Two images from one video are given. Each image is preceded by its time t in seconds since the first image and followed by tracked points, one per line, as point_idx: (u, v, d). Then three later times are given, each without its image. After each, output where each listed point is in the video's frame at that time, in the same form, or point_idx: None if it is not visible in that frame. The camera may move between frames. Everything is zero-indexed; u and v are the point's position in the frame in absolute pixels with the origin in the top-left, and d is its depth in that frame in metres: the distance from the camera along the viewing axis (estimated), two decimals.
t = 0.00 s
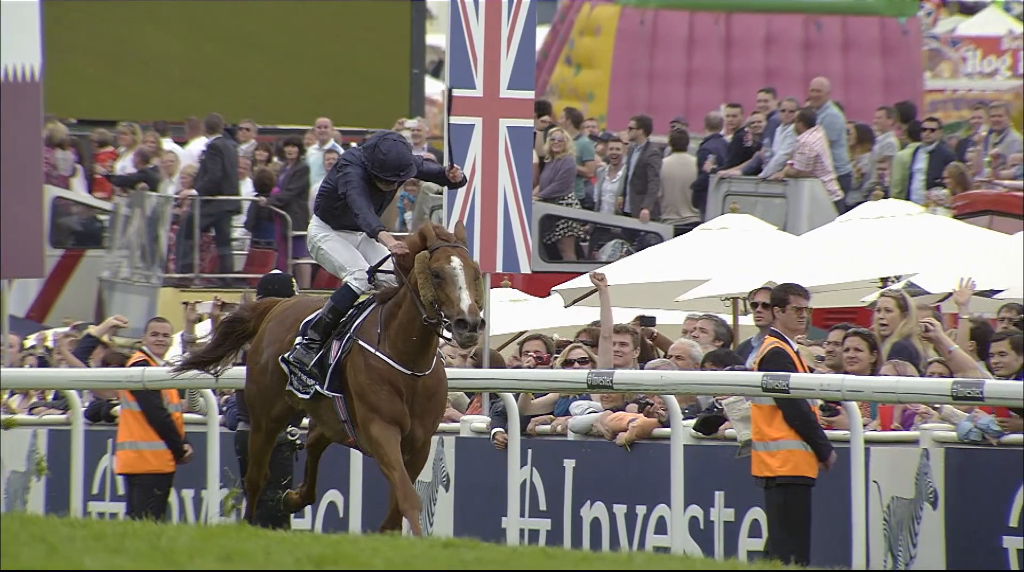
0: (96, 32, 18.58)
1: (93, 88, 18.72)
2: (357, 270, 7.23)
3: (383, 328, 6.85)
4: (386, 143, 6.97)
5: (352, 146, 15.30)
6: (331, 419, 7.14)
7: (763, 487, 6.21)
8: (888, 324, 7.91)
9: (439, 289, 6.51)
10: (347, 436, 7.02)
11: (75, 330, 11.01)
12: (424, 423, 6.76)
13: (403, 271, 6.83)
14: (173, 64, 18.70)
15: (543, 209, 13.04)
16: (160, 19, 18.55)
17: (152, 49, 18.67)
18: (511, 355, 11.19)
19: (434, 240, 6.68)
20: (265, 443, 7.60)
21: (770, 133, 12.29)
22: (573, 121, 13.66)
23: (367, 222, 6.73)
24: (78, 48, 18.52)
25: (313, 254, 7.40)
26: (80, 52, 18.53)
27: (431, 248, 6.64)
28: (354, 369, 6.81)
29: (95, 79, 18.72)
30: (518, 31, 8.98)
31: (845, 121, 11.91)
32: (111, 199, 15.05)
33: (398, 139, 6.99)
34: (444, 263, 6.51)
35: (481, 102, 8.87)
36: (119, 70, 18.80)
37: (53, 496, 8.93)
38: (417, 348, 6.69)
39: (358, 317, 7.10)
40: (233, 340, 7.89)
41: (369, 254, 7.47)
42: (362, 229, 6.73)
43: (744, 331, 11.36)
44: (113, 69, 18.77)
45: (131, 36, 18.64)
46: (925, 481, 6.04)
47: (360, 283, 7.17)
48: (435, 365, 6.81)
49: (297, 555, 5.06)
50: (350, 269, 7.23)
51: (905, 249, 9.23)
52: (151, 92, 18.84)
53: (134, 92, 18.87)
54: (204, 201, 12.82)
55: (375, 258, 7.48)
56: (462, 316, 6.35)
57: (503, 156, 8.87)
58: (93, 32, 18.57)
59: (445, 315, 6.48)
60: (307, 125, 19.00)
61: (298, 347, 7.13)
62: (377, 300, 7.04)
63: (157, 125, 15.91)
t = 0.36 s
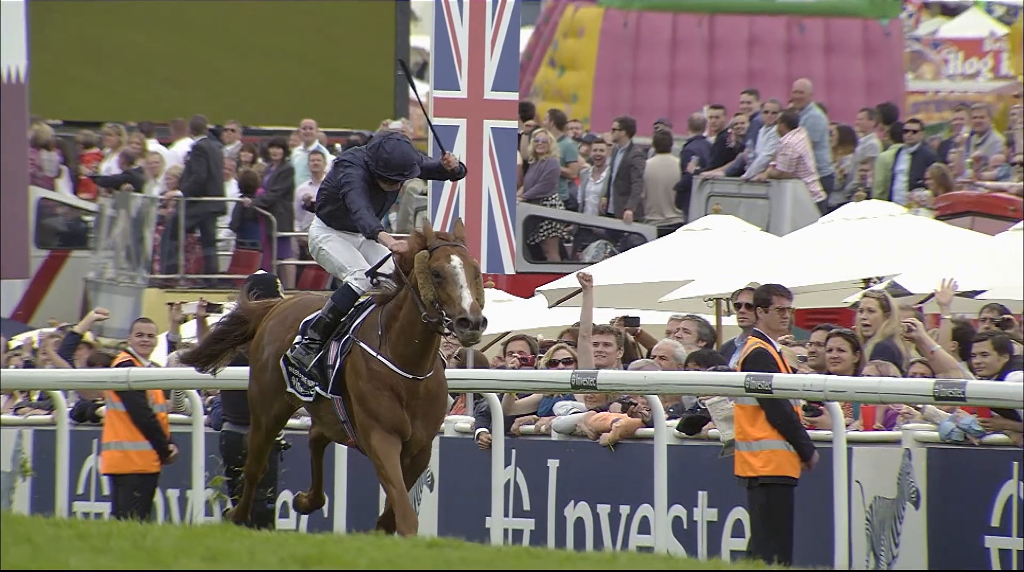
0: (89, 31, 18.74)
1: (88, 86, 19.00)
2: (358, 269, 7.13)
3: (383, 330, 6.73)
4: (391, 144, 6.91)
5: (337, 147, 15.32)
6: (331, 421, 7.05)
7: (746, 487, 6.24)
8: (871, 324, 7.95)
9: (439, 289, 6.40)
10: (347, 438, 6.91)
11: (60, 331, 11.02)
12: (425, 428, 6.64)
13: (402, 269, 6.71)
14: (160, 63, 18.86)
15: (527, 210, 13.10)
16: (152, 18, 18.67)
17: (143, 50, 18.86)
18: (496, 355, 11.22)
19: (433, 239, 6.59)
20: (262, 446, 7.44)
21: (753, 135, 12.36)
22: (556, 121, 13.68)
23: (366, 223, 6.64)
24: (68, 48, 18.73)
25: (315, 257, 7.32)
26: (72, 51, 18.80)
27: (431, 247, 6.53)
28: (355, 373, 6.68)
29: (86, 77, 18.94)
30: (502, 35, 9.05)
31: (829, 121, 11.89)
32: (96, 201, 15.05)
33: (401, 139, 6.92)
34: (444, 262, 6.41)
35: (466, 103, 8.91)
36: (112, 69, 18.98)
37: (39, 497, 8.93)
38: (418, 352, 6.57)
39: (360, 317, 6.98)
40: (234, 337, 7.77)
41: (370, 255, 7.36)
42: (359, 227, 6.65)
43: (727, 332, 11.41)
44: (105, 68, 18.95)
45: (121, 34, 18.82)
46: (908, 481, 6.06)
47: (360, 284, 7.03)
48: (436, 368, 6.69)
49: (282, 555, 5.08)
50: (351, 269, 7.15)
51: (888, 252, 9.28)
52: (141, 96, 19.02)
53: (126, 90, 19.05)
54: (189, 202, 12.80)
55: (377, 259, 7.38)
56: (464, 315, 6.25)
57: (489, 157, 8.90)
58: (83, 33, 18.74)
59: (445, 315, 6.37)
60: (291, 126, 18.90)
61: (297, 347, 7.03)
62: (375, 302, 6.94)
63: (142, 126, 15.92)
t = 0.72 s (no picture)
0: (80, 32, 18.88)
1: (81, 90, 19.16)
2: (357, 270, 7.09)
3: (383, 332, 6.68)
4: (394, 145, 6.86)
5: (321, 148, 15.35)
6: (330, 422, 7.03)
7: (728, 487, 6.28)
8: (853, 325, 8.00)
9: (439, 287, 6.32)
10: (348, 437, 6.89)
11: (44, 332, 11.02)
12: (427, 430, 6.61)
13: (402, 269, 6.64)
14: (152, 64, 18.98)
15: (511, 212, 13.08)
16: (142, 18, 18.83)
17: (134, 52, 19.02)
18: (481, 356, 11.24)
19: (432, 236, 6.49)
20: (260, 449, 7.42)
21: (736, 136, 12.40)
22: (539, 123, 13.72)
23: (364, 224, 6.59)
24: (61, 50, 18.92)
25: (316, 259, 7.29)
26: (63, 52, 18.95)
27: (429, 246, 6.45)
28: (355, 376, 6.65)
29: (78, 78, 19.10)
30: (486, 36, 9.16)
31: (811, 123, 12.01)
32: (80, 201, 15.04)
33: (405, 140, 6.88)
34: (443, 261, 6.32)
35: (449, 104, 9.00)
36: (104, 72, 19.08)
37: (24, 497, 8.94)
38: (417, 355, 6.51)
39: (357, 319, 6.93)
40: (237, 335, 7.73)
41: (370, 256, 7.32)
42: (357, 227, 6.60)
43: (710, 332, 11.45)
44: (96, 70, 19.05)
45: (114, 37, 18.95)
46: (889, 480, 6.12)
47: (360, 285, 6.96)
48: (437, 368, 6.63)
49: (266, 555, 5.10)
50: (350, 270, 7.11)
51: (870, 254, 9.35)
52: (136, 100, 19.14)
53: (117, 94, 19.23)
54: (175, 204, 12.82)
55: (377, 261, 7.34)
56: (466, 311, 6.15)
57: (472, 157, 9.02)
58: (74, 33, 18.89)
59: (446, 314, 6.30)
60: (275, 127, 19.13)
61: (296, 346, 7.03)
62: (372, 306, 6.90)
63: (127, 128, 15.91)
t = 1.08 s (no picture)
0: (70, 34, 19.05)
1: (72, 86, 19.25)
2: (356, 270, 7.08)
3: (381, 334, 6.65)
4: (396, 147, 6.82)
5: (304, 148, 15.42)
6: (328, 423, 7.01)
7: (710, 487, 6.31)
8: (834, 325, 8.04)
9: (439, 284, 6.31)
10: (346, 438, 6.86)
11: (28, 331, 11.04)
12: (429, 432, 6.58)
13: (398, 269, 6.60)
14: (142, 64, 19.22)
15: (495, 212, 13.14)
16: (133, 18, 19.06)
17: (122, 53, 19.25)
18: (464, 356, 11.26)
19: (429, 234, 6.48)
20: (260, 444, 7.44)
21: (718, 137, 12.43)
22: (523, 124, 13.77)
23: (363, 228, 6.55)
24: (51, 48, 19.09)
25: (317, 261, 7.26)
26: (53, 53, 19.13)
27: (427, 243, 6.45)
28: (354, 380, 6.63)
29: (68, 77, 19.24)
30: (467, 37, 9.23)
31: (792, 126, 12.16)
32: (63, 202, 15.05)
33: (407, 143, 6.84)
34: (443, 257, 6.32)
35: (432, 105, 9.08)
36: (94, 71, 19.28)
37: (7, 496, 8.96)
38: (416, 356, 6.49)
39: (355, 319, 6.90)
40: (236, 335, 7.71)
41: (371, 257, 7.28)
42: (353, 231, 6.58)
43: (691, 333, 11.50)
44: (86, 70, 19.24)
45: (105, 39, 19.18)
46: (871, 480, 6.14)
47: (359, 286, 6.91)
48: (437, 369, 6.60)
49: (249, 555, 5.12)
50: (349, 271, 7.10)
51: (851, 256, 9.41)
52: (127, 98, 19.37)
53: (107, 91, 19.37)
54: (157, 204, 12.94)
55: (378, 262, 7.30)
56: (467, 306, 6.15)
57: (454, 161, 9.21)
58: (64, 35, 19.06)
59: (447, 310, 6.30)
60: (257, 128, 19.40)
61: (293, 345, 6.98)
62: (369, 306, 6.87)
63: (111, 128, 15.94)
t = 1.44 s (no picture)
0: (57, 36, 19.06)
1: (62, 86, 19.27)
2: (354, 273, 7.05)
3: (379, 336, 6.62)
4: (397, 151, 6.80)
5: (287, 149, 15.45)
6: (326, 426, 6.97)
7: (691, 487, 6.34)
8: (816, 326, 8.09)
9: (437, 280, 6.30)
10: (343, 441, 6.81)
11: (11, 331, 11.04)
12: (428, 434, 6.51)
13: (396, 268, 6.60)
14: (129, 63, 19.17)
15: (477, 213, 12.95)
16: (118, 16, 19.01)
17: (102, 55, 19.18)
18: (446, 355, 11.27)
19: (423, 232, 6.49)
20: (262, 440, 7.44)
21: (700, 138, 12.46)
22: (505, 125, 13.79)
23: (360, 230, 6.53)
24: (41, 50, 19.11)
25: (316, 261, 7.25)
26: (37, 53, 19.15)
27: (422, 240, 6.45)
28: (352, 383, 6.58)
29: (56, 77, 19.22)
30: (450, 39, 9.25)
31: (772, 127, 12.28)
32: (46, 202, 15.03)
33: (408, 148, 6.82)
34: (438, 252, 6.32)
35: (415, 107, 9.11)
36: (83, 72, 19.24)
37: None
38: (414, 356, 6.45)
39: (353, 319, 6.90)
40: (235, 335, 7.83)
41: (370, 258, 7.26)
42: (351, 233, 6.57)
43: (673, 333, 11.55)
44: (74, 71, 19.22)
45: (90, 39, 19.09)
46: (852, 479, 6.18)
47: (354, 287, 6.93)
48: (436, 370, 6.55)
49: (232, 554, 5.15)
50: (346, 273, 7.07)
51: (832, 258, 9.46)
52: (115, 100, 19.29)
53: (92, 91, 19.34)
54: (141, 205, 13.03)
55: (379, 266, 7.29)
56: (466, 300, 6.15)
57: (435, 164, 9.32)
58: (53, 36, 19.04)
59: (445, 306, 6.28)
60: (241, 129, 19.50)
61: (292, 345, 7.01)
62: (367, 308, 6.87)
63: (94, 129, 15.93)
